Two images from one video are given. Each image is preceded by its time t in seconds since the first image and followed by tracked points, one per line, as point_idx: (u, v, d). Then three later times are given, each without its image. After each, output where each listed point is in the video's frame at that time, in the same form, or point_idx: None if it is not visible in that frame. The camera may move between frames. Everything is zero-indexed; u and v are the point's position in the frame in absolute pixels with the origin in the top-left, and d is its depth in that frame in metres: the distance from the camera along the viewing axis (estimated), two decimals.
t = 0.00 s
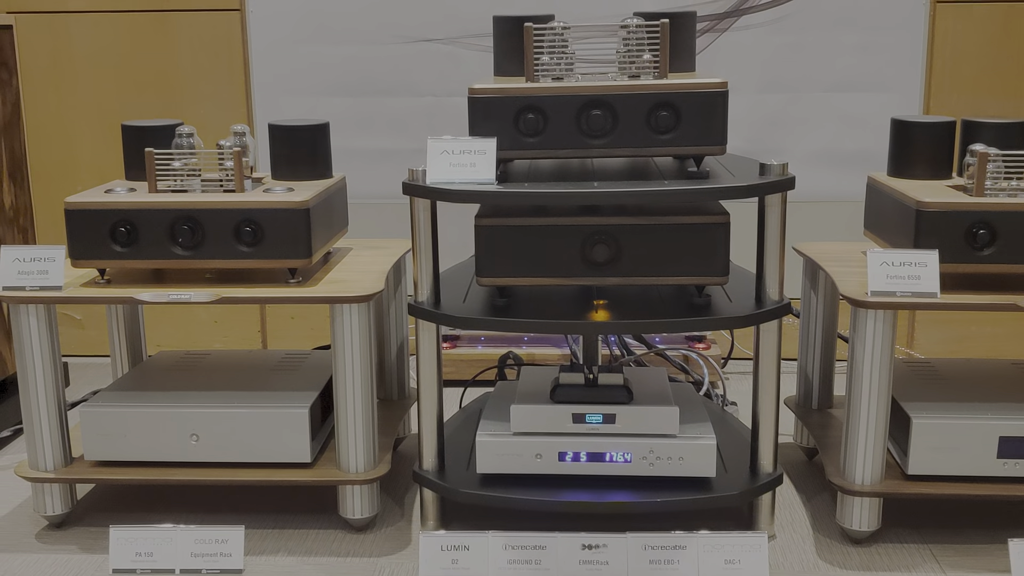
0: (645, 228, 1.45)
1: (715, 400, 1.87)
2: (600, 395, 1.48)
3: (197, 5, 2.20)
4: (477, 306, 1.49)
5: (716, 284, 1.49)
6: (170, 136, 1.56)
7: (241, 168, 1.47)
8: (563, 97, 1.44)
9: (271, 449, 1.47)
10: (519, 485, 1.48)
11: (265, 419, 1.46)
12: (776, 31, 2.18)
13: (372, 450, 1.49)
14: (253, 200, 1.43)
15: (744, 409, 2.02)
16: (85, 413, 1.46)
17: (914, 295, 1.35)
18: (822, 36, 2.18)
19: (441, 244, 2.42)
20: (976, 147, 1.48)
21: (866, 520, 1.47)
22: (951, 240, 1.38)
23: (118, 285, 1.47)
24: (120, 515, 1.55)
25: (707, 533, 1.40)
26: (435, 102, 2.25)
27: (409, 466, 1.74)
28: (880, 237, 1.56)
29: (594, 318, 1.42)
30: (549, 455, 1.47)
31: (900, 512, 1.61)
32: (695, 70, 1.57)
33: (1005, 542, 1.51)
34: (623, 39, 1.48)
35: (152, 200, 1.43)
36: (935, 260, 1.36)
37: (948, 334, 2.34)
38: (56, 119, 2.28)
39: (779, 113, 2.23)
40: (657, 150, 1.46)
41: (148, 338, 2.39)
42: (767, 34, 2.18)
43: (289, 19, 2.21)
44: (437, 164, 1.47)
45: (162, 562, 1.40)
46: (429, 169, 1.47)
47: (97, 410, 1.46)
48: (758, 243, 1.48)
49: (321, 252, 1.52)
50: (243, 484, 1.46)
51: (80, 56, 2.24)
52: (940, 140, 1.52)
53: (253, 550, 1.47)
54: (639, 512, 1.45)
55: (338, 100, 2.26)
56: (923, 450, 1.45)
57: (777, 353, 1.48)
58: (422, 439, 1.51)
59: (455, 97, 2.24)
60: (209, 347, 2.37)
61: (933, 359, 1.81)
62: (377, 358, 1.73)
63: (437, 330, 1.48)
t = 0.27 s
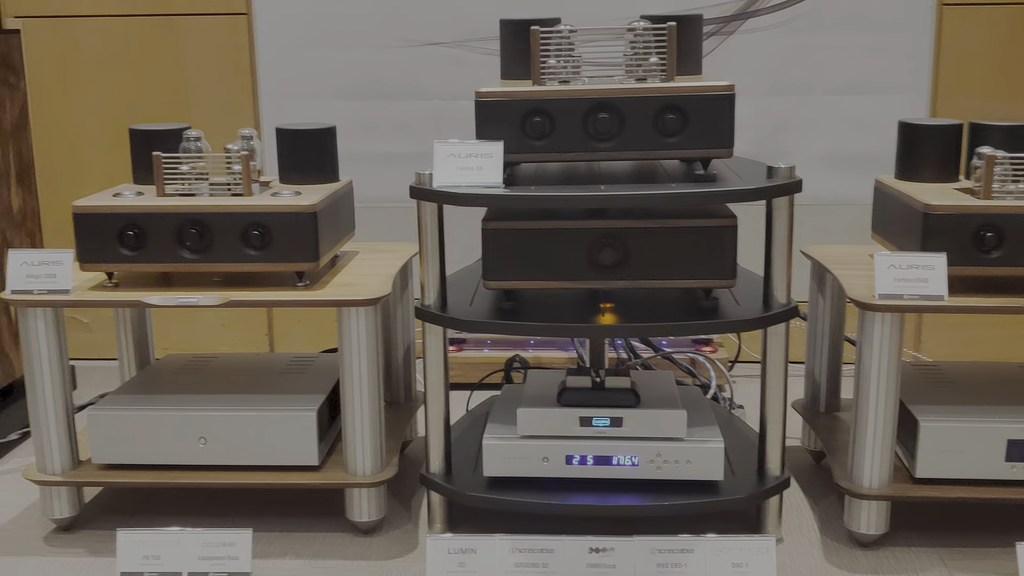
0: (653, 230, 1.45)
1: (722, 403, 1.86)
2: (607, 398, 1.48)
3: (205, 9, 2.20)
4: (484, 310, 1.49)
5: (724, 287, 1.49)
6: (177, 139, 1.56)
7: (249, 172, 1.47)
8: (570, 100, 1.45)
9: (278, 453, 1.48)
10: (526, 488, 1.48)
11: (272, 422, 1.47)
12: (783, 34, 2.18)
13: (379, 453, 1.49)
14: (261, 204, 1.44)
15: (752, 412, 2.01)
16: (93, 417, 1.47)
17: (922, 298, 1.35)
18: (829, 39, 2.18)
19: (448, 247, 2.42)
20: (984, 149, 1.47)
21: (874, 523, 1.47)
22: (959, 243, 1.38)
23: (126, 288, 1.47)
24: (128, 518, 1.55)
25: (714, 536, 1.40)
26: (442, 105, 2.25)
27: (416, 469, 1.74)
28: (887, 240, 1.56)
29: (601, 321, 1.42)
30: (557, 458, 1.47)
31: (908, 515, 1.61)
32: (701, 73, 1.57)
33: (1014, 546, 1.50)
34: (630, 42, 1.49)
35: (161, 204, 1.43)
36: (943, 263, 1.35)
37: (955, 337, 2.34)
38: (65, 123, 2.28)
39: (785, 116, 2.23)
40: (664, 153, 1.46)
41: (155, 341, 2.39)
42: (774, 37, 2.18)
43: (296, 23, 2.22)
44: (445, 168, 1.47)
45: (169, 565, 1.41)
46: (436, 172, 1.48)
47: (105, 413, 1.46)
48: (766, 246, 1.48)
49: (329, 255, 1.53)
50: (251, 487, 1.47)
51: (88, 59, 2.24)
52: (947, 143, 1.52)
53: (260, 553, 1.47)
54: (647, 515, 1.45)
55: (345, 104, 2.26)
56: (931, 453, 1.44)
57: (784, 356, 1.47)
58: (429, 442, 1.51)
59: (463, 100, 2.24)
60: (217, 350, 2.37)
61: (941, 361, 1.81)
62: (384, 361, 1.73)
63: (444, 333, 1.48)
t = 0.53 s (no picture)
0: (696, 234, 1.44)
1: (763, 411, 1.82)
2: (648, 403, 1.47)
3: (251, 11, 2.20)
4: (525, 313, 1.48)
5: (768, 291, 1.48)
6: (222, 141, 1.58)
7: (293, 173, 1.49)
8: (613, 103, 1.44)
9: (319, 453, 1.48)
10: (566, 492, 1.48)
11: (313, 422, 1.47)
12: (826, 38, 2.16)
13: (419, 455, 1.49)
14: (304, 206, 1.45)
15: (794, 419, 1.99)
16: (137, 415, 1.48)
17: (967, 305, 1.33)
18: (872, 42, 2.16)
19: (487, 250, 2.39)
20: None
21: (918, 532, 1.45)
22: (1007, 249, 1.36)
23: (171, 287, 1.49)
24: (170, 516, 1.56)
25: (755, 543, 1.38)
26: (482, 108, 2.23)
27: (456, 471, 1.74)
28: (934, 246, 1.54)
29: (643, 325, 1.42)
30: (597, 463, 1.46)
31: (953, 524, 1.58)
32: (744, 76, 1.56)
33: None
34: (673, 45, 1.49)
35: (206, 205, 1.45)
36: (990, 269, 1.33)
37: (999, 344, 2.30)
38: (111, 123, 2.29)
39: (828, 120, 2.21)
40: (709, 156, 1.45)
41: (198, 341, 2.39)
42: (817, 41, 2.16)
43: (335, 25, 2.21)
44: (486, 170, 1.47)
45: (210, 563, 1.41)
46: (478, 174, 1.48)
47: (148, 411, 1.48)
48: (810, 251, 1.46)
49: (369, 256, 1.53)
50: (291, 487, 1.47)
51: (133, 60, 2.25)
52: (996, 148, 1.50)
53: (300, 553, 1.47)
54: (687, 521, 1.44)
55: (387, 107, 2.25)
56: (978, 463, 1.42)
57: (827, 363, 1.46)
58: (469, 444, 1.51)
59: (504, 102, 2.22)
60: (258, 351, 2.36)
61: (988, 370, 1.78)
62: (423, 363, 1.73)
63: (484, 336, 1.47)
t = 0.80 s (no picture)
0: (767, 239, 1.42)
1: (833, 417, 1.80)
2: (717, 409, 1.46)
3: (325, 17, 2.21)
4: (592, 317, 1.48)
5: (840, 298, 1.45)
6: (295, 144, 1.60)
7: (363, 177, 1.50)
8: (684, 106, 1.43)
9: (387, 454, 1.49)
10: (632, 497, 1.47)
11: (381, 423, 1.48)
12: (897, 40, 2.13)
13: (484, 457, 1.49)
14: (375, 209, 1.46)
15: (864, 427, 1.96)
16: (211, 413, 1.51)
17: None
18: (945, 44, 2.11)
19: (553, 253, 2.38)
20: None
21: (992, 545, 1.41)
22: None
23: (244, 288, 1.51)
24: (240, 513, 1.59)
25: (825, 553, 1.37)
26: (549, 111, 2.22)
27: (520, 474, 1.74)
28: (1011, 253, 1.50)
29: (712, 331, 1.41)
30: (664, 469, 1.45)
31: None
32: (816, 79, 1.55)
33: None
34: (746, 48, 1.47)
35: (279, 208, 1.47)
36: None
37: None
38: (184, 126, 2.31)
39: (899, 124, 2.17)
40: (782, 160, 1.44)
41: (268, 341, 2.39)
42: (888, 43, 2.13)
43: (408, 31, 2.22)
44: (554, 174, 1.47)
45: (280, 561, 1.43)
46: (546, 177, 1.48)
47: (222, 409, 1.51)
48: (884, 256, 1.44)
49: (438, 259, 1.54)
50: (359, 486, 1.49)
51: (207, 63, 2.27)
52: None
53: (368, 552, 1.48)
54: (756, 529, 1.43)
55: (454, 110, 2.26)
56: None
57: (900, 371, 1.43)
58: (534, 448, 1.51)
59: (570, 105, 2.21)
60: (325, 351, 2.36)
61: None
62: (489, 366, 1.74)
63: (551, 339, 1.47)
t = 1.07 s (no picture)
0: (794, 242, 1.41)
1: (858, 421, 1.80)
2: (743, 413, 1.46)
3: (350, 20, 2.22)
4: (617, 320, 1.47)
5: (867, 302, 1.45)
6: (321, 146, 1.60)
7: (388, 181, 1.51)
8: (710, 109, 1.42)
9: (411, 456, 1.49)
10: (656, 501, 1.47)
11: (406, 425, 1.49)
12: (925, 42, 2.11)
13: (508, 460, 1.48)
14: (400, 212, 1.46)
15: (891, 432, 1.95)
16: (237, 414, 1.51)
17: None
18: (974, 46, 2.09)
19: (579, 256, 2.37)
20: None
21: (1020, 552, 1.40)
22: None
23: (271, 290, 1.52)
24: (265, 515, 1.59)
25: (851, 558, 1.36)
26: (574, 113, 2.22)
27: (544, 477, 1.74)
28: None
29: (738, 334, 1.40)
30: (689, 473, 1.45)
31: None
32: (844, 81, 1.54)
33: None
34: (772, 51, 1.46)
35: (305, 211, 1.48)
36: None
37: None
38: (210, 129, 2.32)
39: (927, 126, 2.15)
40: (809, 163, 1.42)
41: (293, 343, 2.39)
42: (916, 45, 2.11)
43: (437, 35, 2.23)
44: (580, 177, 1.47)
45: (305, 562, 1.43)
46: (571, 181, 1.47)
47: (247, 410, 1.51)
48: (911, 260, 1.43)
49: (462, 262, 1.54)
50: (384, 488, 1.49)
51: (233, 67, 2.28)
52: None
53: (393, 554, 1.48)
54: (781, 534, 1.42)
55: (479, 112, 2.26)
56: None
57: (928, 375, 1.42)
58: (559, 451, 1.50)
59: (595, 107, 2.20)
60: (350, 353, 2.36)
61: None
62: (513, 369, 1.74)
63: (575, 343, 1.47)
